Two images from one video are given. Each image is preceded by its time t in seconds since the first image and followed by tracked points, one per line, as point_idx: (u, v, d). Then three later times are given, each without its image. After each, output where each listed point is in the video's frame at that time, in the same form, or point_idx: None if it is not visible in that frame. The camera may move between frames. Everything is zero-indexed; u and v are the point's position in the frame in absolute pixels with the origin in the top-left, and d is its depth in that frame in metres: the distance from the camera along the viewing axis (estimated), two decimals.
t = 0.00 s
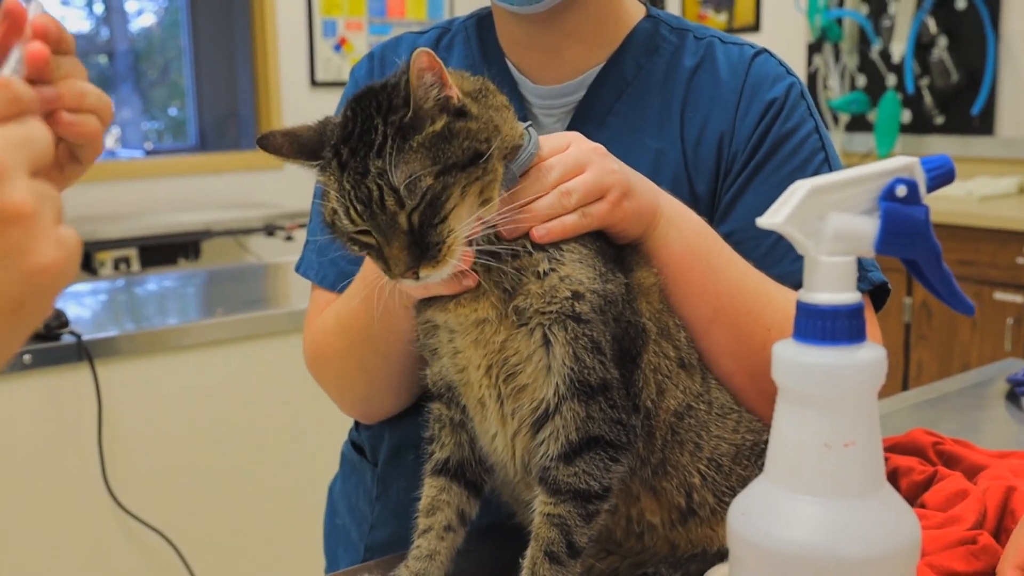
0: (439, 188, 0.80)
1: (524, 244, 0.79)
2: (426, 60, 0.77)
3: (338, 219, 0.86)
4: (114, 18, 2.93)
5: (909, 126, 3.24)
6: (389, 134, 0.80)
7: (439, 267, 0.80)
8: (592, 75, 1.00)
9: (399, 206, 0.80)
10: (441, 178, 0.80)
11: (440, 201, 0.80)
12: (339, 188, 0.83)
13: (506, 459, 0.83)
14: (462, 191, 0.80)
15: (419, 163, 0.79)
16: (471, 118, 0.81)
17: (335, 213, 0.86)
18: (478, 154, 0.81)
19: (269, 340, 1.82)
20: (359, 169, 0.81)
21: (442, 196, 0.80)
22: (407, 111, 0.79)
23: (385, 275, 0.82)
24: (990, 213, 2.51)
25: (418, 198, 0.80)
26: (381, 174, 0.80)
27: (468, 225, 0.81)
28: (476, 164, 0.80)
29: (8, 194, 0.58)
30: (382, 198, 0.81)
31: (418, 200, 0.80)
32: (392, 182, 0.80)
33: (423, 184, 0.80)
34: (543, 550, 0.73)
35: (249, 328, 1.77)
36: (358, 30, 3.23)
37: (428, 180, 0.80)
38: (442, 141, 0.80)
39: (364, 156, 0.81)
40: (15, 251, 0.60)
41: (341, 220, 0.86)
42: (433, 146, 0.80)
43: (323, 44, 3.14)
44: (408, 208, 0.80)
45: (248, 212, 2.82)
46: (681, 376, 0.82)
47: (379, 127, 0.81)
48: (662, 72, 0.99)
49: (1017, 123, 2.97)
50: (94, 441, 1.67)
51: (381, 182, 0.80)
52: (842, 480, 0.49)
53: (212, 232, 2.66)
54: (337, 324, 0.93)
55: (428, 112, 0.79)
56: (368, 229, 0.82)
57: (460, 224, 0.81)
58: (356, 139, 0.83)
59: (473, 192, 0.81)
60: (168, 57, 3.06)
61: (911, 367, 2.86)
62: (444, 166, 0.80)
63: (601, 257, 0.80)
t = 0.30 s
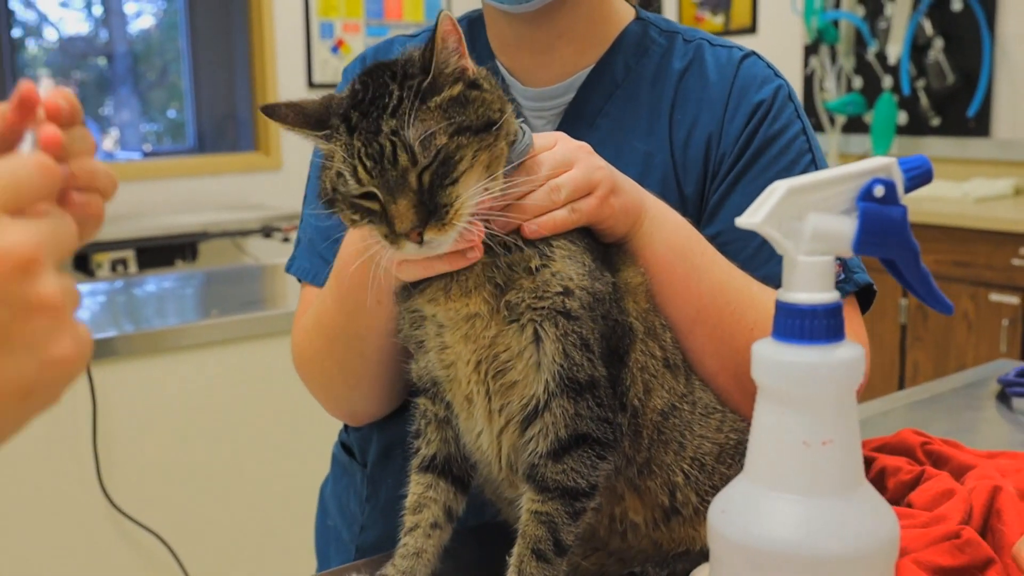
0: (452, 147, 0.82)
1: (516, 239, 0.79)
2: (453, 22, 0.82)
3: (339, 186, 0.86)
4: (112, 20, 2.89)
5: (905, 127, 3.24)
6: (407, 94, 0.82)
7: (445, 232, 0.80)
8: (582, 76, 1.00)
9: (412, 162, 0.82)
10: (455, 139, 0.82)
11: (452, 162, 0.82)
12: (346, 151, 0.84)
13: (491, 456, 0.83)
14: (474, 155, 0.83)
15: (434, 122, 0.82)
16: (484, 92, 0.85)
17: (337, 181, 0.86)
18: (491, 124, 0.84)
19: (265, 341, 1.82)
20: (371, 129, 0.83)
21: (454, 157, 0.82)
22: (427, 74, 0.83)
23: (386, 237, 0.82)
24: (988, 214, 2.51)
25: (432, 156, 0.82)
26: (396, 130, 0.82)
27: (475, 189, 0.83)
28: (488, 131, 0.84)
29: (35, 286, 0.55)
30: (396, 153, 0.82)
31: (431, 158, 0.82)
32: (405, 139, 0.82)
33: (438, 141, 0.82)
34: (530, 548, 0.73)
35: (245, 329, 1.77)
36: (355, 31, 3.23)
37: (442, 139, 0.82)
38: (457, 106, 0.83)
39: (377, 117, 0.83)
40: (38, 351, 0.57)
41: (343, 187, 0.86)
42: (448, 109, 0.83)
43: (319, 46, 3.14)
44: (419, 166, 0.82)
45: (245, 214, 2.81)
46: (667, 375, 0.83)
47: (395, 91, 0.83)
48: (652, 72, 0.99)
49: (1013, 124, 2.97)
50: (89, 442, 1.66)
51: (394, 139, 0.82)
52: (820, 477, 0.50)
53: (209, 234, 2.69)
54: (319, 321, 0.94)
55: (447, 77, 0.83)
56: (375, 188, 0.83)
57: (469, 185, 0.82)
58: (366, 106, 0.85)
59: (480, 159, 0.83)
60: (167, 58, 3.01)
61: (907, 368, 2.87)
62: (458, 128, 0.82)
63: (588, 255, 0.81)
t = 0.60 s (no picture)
0: (428, 146, 0.84)
1: (497, 244, 0.80)
2: (440, 25, 0.84)
3: (314, 179, 0.87)
4: (111, 20, 2.87)
5: (901, 128, 3.25)
6: (389, 92, 0.84)
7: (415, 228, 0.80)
8: (572, 79, 1.00)
9: (387, 158, 0.83)
10: (431, 139, 0.84)
11: (427, 160, 0.84)
12: (323, 145, 0.85)
13: (477, 458, 0.84)
14: (449, 155, 0.84)
15: (413, 120, 0.83)
16: (465, 96, 0.87)
17: (311, 174, 0.87)
18: (469, 127, 0.86)
19: (260, 343, 1.82)
20: (349, 124, 0.84)
21: (429, 156, 0.84)
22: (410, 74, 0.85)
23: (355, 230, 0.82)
24: (985, 216, 2.51)
25: (407, 153, 0.83)
26: (375, 127, 0.83)
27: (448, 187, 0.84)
28: (466, 133, 0.85)
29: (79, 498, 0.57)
30: (371, 149, 0.83)
31: (406, 155, 0.83)
32: (383, 136, 0.83)
33: (416, 139, 0.83)
34: (514, 548, 0.74)
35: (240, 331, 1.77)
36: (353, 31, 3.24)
37: (419, 139, 0.83)
38: (438, 107, 0.85)
39: (356, 113, 0.84)
40: (48, 571, 0.56)
41: (317, 180, 0.87)
42: (429, 109, 0.84)
43: (317, 48, 3.15)
44: (394, 162, 0.83)
45: (243, 216, 2.81)
46: (652, 376, 0.83)
47: (376, 90, 0.85)
48: (641, 77, 1.00)
49: (1008, 126, 2.98)
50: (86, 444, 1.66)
51: (372, 134, 0.83)
52: (796, 479, 0.50)
53: (206, 235, 2.69)
54: (309, 321, 0.94)
55: (430, 79, 0.85)
56: (348, 182, 0.84)
57: (442, 184, 0.84)
58: (346, 103, 0.86)
59: (456, 159, 0.84)
60: (166, 59, 3.00)
61: (903, 369, 2.87)
62: (436, 128, 0.84)
63: (570, 258, 0.81)
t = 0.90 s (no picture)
0: (421, 140, 0.87)
1: (484, 245, 0.82)
2: (432, 24, 0.87)
3: (308, 177, 0.90)
4: (109, 21, 2.87)
5: (896, 129, 3.26)
6: (382, 89, 0.87)
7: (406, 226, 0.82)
8: (565, 83, 1.02)
9: (381, 152, 0.86)
10: (423, 133, 0.87)
11: (419, 154, 0.87)
12: (316, 143, 0.88)
13: (467, 456, 0.85)
14: (441, 150, 0.87)
15: (406, 116, 0.86)
16: (455, 92, 0.90)
17: (305, 172, 0.90)
18: (460, 122, 0.89)
19: (258, 343, 1.83)
20: (342, 121, 0.87)
21: (422, 149, 0.87)
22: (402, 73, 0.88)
23: (349, 224, 0.84)
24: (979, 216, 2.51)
25: (400, 147, 0.86)
26: (368, 122, 0.86)
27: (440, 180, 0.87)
28: (456, 128, 0.89)
29: None
30: (365, 143, 0.86)
31: (400, 149, 0.86)
32: (376, 130, 0.86)
33: (408, 133, 0.86)
34: (505, 546, 0.75)
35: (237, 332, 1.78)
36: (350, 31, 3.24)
37: (411, 134, 0.86)
38: (429, 103, 0.88)
39: (349, 111, 0.87)
40: None
41: (311, 176, 0.89)
42: (421, 105, 0.87)
43: (314, 49, 3.15)
44: (388, 157, 0.86)
45: (241, 217, 2.81)
46: (640, 376, 0.84)
47: (369, 88, 0.88)
48: (633, 81, 1.01)
49: (1003, 127, 2.99)
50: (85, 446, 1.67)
51: (365, 129, 0.86)
52: (776, 477, 0.51)
53: (204, 236, 2.71)
54: (297, 317, 0.95)
55: (422, 77, 0.88)
56: (342, 178, 0.86)
57: (435, 175, 0.87)
58: (338, 101, 0.89)
59: (448, 150, 0.88)
60: (163, 59, 3.00)
61: (899, 369, 2.87)
62: (428, 123, 0.87)
63: (557, 260, 0.83)
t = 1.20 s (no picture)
0: (435, 116, 0.90)
1: (481, 242, 0.84)
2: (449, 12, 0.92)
3: (319, 154, 0.92)
4: (109, 22, 2.81)
5: (893, 131, 3.27)
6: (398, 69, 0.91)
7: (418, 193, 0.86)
8: (561, 89, 1.03)
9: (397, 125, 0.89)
10: (438, 112, 0.91)
11: (434, 130, 0.90)
12: (331, 118, 0.90)
13: (462, 452, 0.87)
14: (453, 128, 0.91)
15: (421, 94, 0.91)
16: (468, 79, 0.95)
17: (317, 150, 0.92)
18: (472, 107, 0.93)
19: (256, 344, 1.85)
20: (358, 98, 0.90)
21: (436, 125, 0.90)
22: (419, 56, 0.92)
23: (360, 197, 0.88)
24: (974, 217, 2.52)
25: (415, 122, 0.90)
26: (384, 98, 0.90)
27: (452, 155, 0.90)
28: (468, 110, 0.93)
29: None
30: (381, 117, 0.89)
31: (415, 124, 0.90)
32: (392, 105, 0.90)
33: (424, 110, 0.90)
34: (500, 540, 0.76)
35: (235, 332, 1.80)
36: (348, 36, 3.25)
37: (426, 111, 0.90)
38: (444, 85, 0.92)
39: (364, 89, 0.91)
40: None
41: (323, 154, 0.91)
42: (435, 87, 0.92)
43: (313, 50, 3.15)
44: (402, 131, 0.90)
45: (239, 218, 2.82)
46: (631, 377, 0.86)
47: (385, 69, 0.92)
48: (629, 85, 1.02)
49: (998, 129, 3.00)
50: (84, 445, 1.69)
51: (382, 104, 0.90)
52: (761, 472, 0.53)
53: (202, 237, 2.71)
54: (287, 319, 0.97)
55: (437, 60, 0.93)
56: (356, 151, 0.89)
57: (448, 150, 0.90)
58: (352, 83, 0.92)
59: (461, 127, 0.91)
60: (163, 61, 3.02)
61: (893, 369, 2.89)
62: (442, 102, 0.91)
63: (552, 260, 0.84)
